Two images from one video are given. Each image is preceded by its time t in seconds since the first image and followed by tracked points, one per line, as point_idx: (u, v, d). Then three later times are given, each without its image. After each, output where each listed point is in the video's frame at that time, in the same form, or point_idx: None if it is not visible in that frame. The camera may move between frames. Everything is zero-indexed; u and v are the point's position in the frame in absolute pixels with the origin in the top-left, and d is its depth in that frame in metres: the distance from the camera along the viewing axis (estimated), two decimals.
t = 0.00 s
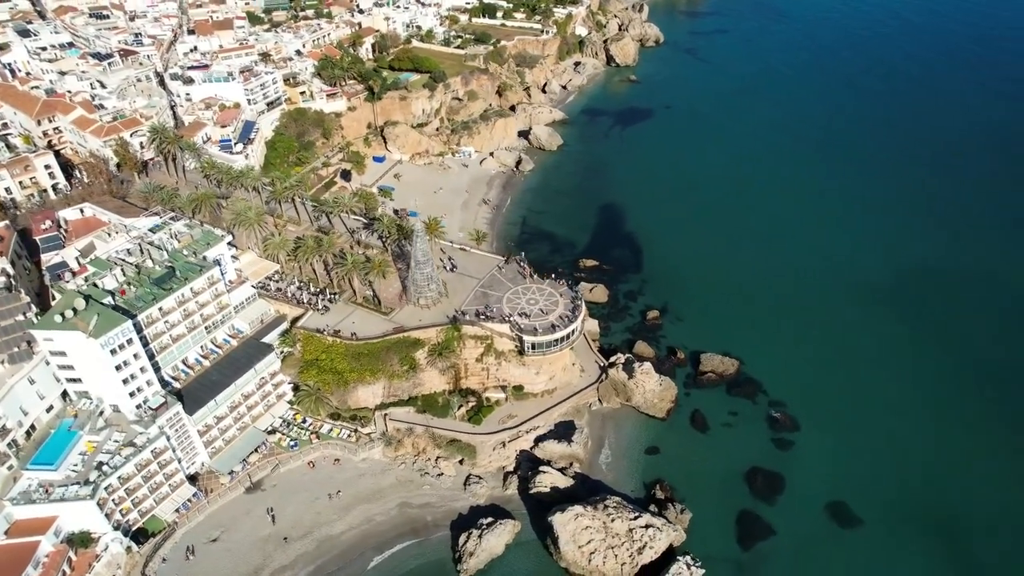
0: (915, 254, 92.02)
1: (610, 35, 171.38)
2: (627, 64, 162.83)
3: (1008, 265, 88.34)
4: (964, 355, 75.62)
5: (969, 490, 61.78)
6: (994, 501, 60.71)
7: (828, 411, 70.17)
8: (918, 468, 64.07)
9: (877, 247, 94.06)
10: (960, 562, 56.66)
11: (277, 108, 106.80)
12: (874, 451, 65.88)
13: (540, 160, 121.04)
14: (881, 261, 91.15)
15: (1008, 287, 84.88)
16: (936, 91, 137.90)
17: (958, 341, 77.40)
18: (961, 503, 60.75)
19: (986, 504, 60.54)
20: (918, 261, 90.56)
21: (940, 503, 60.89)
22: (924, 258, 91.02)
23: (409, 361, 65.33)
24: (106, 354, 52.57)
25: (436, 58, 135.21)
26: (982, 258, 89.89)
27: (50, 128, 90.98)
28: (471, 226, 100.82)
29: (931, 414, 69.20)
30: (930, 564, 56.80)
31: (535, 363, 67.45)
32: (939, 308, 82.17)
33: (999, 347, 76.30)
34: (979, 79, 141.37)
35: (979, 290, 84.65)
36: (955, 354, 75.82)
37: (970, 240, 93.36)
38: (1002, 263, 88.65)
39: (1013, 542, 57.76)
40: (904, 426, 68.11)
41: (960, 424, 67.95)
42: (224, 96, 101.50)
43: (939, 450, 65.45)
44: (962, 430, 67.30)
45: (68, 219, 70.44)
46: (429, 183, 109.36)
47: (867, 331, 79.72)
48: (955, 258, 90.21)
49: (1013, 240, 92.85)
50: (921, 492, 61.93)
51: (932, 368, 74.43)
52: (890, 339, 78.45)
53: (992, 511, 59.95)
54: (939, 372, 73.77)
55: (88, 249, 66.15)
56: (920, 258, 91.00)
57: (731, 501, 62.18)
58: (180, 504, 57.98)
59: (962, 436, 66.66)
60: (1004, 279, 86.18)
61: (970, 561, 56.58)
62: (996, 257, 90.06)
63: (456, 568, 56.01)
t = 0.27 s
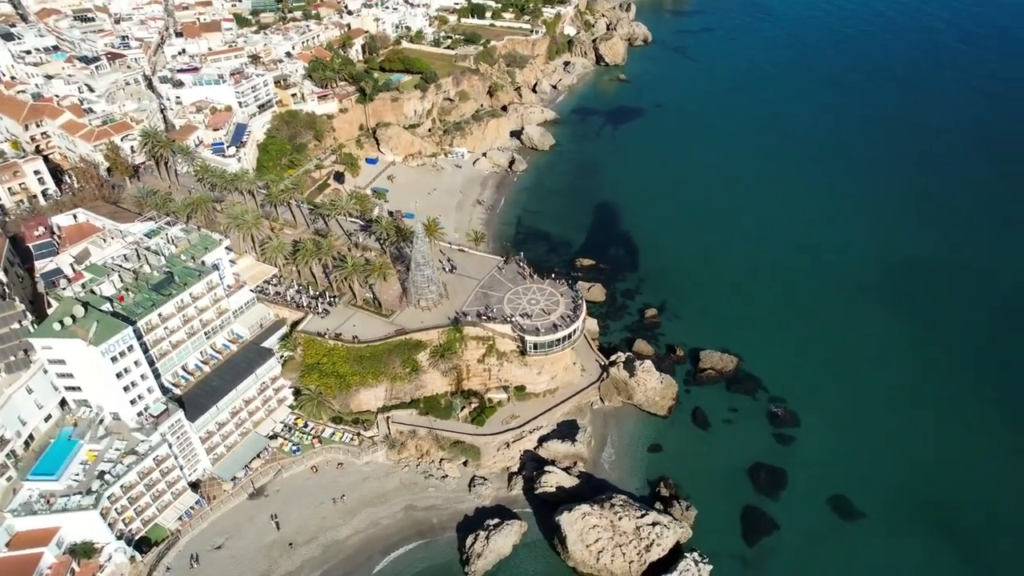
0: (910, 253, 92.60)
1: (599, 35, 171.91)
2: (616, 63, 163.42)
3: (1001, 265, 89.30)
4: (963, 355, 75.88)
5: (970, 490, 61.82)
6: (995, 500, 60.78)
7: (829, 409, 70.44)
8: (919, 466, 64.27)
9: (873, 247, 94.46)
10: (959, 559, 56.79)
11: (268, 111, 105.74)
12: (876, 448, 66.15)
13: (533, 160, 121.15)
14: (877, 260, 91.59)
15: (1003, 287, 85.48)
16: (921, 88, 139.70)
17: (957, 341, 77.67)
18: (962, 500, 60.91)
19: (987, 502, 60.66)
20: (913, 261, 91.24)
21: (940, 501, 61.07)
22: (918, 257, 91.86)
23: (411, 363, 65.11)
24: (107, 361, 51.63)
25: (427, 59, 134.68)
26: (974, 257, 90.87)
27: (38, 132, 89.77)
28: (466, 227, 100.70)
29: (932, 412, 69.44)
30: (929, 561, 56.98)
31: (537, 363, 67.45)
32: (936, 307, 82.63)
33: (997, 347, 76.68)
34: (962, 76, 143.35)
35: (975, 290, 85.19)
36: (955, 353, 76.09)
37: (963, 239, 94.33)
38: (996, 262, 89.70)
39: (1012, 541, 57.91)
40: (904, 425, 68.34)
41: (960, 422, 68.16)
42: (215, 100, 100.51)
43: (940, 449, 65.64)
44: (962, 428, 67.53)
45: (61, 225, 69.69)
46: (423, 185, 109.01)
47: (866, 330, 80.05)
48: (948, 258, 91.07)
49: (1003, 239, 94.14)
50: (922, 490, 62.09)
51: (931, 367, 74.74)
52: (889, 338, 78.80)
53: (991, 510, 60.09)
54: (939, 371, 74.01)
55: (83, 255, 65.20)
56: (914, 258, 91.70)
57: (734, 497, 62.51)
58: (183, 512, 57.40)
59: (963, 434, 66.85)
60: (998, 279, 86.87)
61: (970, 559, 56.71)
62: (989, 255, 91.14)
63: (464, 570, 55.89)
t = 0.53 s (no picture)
0: (909, 252, 92.31)
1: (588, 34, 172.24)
2: (605, 62, 163.85)
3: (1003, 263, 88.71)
4: (965, 354, 75.61)
5: (970, 492, 61.58)
6: (996, 502, 60.61)
7: (832, 408, 70.51)
8: (921, 466, 64.21)
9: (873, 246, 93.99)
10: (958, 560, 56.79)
11: (260, 113, 104.77)
12: (878, 448, 66.15)
13: (526, 160, 121.16)
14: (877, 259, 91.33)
15: (1004, 285, 84.95)
16: (908, 85, 140.75)
17: (959, 340, 77.31)
18: (961, 502, 60.88)
19: (987, 504, 60.55)
20: (913, 259, 90.85)
21: (940, 501, 61.10)
22: (918, 254, 91.72)
23: (413, 366, 64.90)
24: (107, 369, 50.97)
25: (418, 60, 134.13)
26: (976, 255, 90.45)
27: (27, 137, 88.53)
28: (462, 228, 100.53)
29: (935, 412, 69.23)
30: (929, 562, 56.98)
31: (539, 363, 67.43)
32: (937, 307, 82.32)
33: (1000, 347, 76.20)
34: (949, 73, 144.49)
35: (976, 288, 84.75)
36: (956, 352, 75.82)
37: (963, 238, 93.69)
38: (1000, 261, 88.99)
39: (1010, 543, 57.88)
40: (906, 424, 68.28)
41: (963, 423, 67.97)
42: (206, 103, 99.41)
43: (943, 449, 65.51)
44: (965, 428, 67.38)
45: (54, 232, 68.76)
46: (417, 186, 108.63)
47: (868, 328, 79.88)
48: (951, 256, 90.62)
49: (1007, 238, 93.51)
50: (923, 491, 62.06)
51: (933, 366, 74.49)
52: (891, 336, 78.63)
53: (992, 512, 59.97)
54: (941, 371, 73.72)
55: (78, 261, 64.38)
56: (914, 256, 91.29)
57: (738, 494, 62.89)
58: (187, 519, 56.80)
59: (965, 436, 66.63)
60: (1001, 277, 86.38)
61: (969, 560, 56.65)
62: (988, 254, 90.78)
63: (472, 571, 55.76)
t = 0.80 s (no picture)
0: (907, 251, 92.39)
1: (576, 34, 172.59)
2: (594, 61, 164.34)
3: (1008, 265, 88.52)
4: (966, 354, 75.50)
5: (972, 492, 61.49)
6: (998, 502, 60.52)
7: (834, 405, 70.50)
8: (923, 465, 64.13)
9: (871, 245, 94.01)
10: (958, 560, 56.72)
11: (251, 116, 103.73)
12: (881, 446, 66.07)
13: (519, 160, 121.20)
14: (875, 258, 91.40)
15: (1005, 286, 84.90)
16: (895, 84, 142.23)
17: (960, 340, 77.17)
18: (962, 501, 60.81)
19: (988, 504, 60.47)
20: (913, 259, 90.84)
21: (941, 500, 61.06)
22: (917, 254, 91.86)
23: (416, 368, 64.74)
24: (109, 376, 50.28)
25: (408, 61, 133.62)
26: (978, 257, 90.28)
27: (15, 142, 87.22)
28: (457, 229, 100.36)
29: (938, 411, 69.16)
30: (929, 561, 56.91)
31: (541, 363, 67.45)
32: (937, 306, 82.26)
33: (1002, 347, 76.06)
34: (935, 71, 146.15)
35: (976, 288, 84.78)
36: (957, 352, 75.71)
37: (968, 240, 93.51)
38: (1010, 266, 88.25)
39: (1010, 542, 57.87)
40: (908, 423, 68.21)
41: (965, 422, 67.83)
42: (196, 106, 98.31)
43: (945, 448, 65.39)
44: (967, 428, 67.27)
45: (47, 238, 67.81)
46: (411, 187, 108.26)
47: (869, 327, 79.71)
48: (950, 257, 90.67)
49: (1006, 238, 93.77)
50: (925, 490, 61.96)
51: (935, 366, 74.31)
52: (891, 334, 78.54)
53: (993, 512, 59.85)
54: (942, 370, 73.60)
55: (73, 268, 63.49)
56: (913, 256, 91.32)
57: (741, 489, 63.22)
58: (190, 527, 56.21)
59: (967, 435, 66.55)
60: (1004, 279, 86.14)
61: (970, 559, 56.61)
62: (988, 254, 90.80)
63: (480, 573, 55.63)
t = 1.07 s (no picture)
0: (904, 250, 92.73)
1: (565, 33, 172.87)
2: (584, 61, 164.82)
3: (1009, 265, 88.42)
4: (966, 353, 75.77)
5: (972, 492, 61.70)
6: (998, 503, 60.69)
7: (835, 404, 70.92)
8: (924, 464, 64.42)
9: (868, 245, 94.37)
10: (957, 560, 56.95)
11: (243, 119, 102.65)
12: (883, 445, 66.45)
13: (512, 160, 121.17)
14: (872, 258, 91.75)
15: (1005, 287, 84.91)
16: (883, 81, 143.42)
17: (961, 340, 77.35)
18: (962, 500, 61.09)
19: (989, 504, 60.68)
20: (911, 261, 90.87)
21: (941, 499, 61.33)
22: (915, 254, 91.97)
23: (418, 370, 64.54)
24: (111, 383, 49.60)
25: (398, 62, 132.97)
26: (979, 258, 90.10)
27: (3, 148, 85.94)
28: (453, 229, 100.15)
29: (939, 411, 69.40)
30: (929, 560, 57.17)
31: (543, 363, 67.43)
32: (936, 306, 82.52)
33: (1002, 348, 76.17)
34: (923, 68, 147.48)
35: (976, 288, 84.85)
36: (957, 352, 75.95)
37: (969, 240, 93.49)
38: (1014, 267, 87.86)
39: (1010, 541, 58.14)
40: (910, 422, 68.55)
41: (966, 422, 68.05)
42: (187, 109, 97.37)
43: (946, 448, 65.69)
44: (969, 428, 67.49)
45: (41, 245, 66.89)
46: (405, 189, 107.81)
47: (869, 327, 80.11)
48: (950, 258, 90.58)
49: (1000, 234, 94.52)
50: (926, 490, 62.25)
51: (935, 366, 74.57)
52: (891, 334, 78.93)
53: (992, 512, 60.09)
54: (942, 370, 73.86)
55: (68, 274, 62.67)
56: (912, 257, 91.43)
57: (744, 485, 63.64)
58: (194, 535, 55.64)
59: (968, 435, 66.78)
60: (1006, 279, 86.11)
61: (970, 559, 56.80)
62: (989, 254, 90.68)
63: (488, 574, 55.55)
